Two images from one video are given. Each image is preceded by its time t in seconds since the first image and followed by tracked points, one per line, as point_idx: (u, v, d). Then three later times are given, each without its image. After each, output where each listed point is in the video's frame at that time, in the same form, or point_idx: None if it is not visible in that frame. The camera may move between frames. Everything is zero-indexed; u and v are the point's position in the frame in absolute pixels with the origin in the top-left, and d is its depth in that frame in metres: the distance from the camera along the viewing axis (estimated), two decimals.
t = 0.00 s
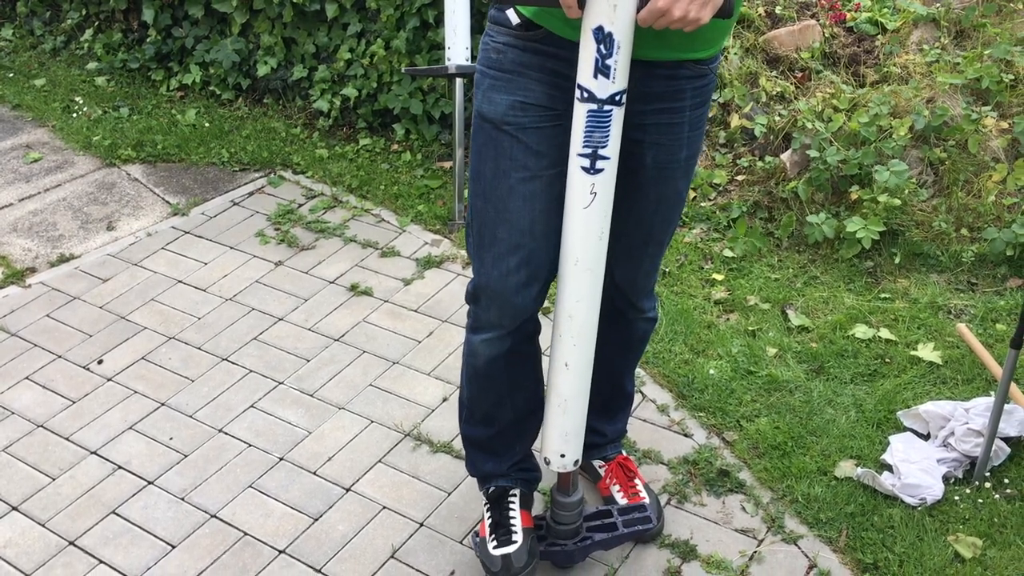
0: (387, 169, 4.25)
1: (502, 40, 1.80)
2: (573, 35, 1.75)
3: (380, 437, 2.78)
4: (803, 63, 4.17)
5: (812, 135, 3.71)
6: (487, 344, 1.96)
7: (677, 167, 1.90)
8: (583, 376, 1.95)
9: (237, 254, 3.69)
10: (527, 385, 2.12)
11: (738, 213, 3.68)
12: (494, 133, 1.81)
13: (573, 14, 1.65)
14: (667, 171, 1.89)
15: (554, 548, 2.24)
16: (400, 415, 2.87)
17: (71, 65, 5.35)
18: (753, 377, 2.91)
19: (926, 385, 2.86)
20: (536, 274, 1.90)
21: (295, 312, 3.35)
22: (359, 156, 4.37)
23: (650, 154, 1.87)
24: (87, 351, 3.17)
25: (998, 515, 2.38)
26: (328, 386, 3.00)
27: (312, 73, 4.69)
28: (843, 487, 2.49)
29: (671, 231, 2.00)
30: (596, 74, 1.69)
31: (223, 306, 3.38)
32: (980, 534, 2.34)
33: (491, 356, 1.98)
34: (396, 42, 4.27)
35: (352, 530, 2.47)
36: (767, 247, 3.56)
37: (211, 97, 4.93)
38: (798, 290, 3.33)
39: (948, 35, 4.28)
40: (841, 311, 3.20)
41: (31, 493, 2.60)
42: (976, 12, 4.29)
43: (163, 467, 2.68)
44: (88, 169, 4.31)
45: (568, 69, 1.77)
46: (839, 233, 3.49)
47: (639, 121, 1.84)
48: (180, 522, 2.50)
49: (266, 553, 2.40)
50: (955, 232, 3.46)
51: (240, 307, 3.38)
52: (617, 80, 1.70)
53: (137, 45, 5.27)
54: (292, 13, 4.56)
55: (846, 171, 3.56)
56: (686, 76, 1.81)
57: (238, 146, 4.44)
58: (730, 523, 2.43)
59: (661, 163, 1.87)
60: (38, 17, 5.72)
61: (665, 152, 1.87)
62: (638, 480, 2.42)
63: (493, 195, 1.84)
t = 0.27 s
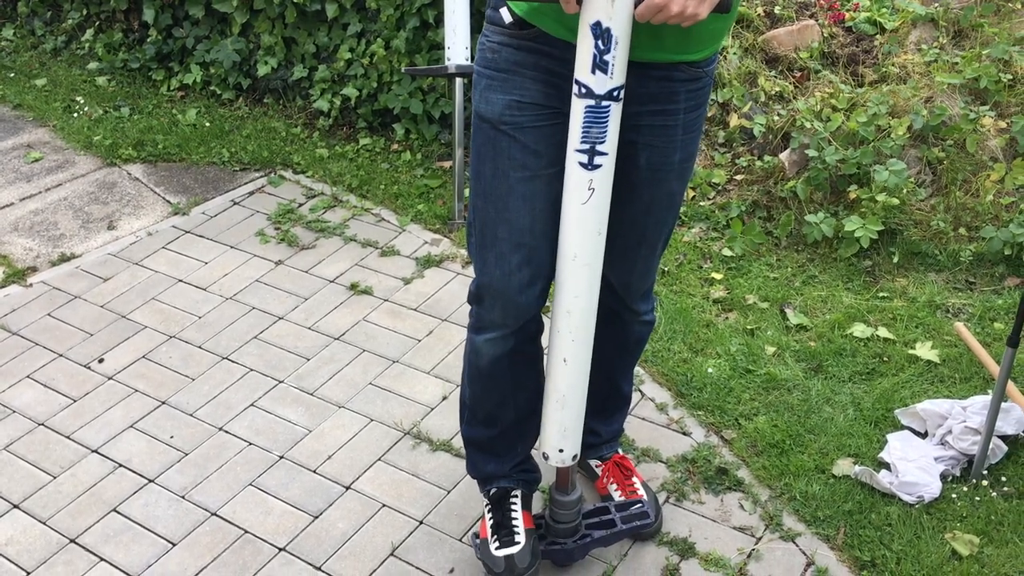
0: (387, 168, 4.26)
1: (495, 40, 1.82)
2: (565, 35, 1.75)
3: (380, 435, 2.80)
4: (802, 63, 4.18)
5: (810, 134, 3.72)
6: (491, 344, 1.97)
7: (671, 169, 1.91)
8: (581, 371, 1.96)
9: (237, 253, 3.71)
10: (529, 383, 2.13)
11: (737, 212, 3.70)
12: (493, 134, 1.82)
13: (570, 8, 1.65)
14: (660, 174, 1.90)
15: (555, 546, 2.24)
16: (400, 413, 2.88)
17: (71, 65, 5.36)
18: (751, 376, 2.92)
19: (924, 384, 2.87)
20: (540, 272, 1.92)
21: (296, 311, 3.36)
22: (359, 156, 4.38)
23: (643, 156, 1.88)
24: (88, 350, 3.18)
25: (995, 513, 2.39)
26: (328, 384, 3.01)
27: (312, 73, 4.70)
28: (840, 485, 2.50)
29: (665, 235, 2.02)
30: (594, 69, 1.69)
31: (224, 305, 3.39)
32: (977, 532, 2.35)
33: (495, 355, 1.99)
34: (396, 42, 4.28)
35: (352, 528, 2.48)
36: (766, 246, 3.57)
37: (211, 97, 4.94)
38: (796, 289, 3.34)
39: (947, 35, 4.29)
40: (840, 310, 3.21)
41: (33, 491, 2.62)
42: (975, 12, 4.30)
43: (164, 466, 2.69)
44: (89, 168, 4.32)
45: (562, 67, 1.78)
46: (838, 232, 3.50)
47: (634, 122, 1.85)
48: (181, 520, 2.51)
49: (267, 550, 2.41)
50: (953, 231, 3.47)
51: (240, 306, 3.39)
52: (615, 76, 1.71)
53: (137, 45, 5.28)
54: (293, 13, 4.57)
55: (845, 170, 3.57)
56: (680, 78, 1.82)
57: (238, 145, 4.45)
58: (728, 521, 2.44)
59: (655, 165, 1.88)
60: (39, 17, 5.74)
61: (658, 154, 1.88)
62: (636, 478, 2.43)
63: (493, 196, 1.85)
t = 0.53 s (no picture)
0: (386, 168, 4.26)
1: (494, 38, 1.82)
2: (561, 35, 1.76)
3: (379, 434, 2.80)
4: (801, 63, 4.18)
5: (809, 134, 3.72)
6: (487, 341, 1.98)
7: (666, 172, 1.91)
8: (577, 371, 1.96)
9: (236, 252, 3.71)
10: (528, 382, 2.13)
11: (735, 212, 3.70)
12: (490, 131, 1.83)
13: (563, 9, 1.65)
14: (656, 176, 1.90)
15: (552, 546, 2.25)
16: (398, 413, 2.88)
17: (71, 65, 5.36)
18: (750, 375, 2.92)
19: (922, 383, 2.88)
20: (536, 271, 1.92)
21: (295, 311, 3.36)
22: (358, 155, 4.38)
23: (638, 157, 1.88)
24: (87, 349, 3.18)
25: (993, 512, 2.40)
26: (327, 384, 3.01)
27: (311, 72, 4.70)
28: (838, 485, 2.51)
29: (662, 236, 2.01)
30: (587, 70, 1.69)
31: (223, 305, 3.40)
32: (975, 531, 2.35)
33: (492, 351, 2.00)
34: (394, 41, 4.29)
35: (351, 527, 2.48)
36: (764, 246, 3.57)
37: (210, 96, 4.94)
38: (795, 289, 3.35)
39: (945, 35, 4.30)
40: (838, 310, 3.22)
41: (31, 491, 2.62)
42: (973, 12, 4.30)
43: (163, 465, 2.70)
44: (88, 168, 4.32)
45: (558, 66, 1.79)
46: (836, 232, 3.50)
47: (630, 123, 1.85)
48: (180, 519, 2.51)
49: (265, 549, 2.42)
50: (951, 231, 3.48)
51: (239, 306, 3.39)
52: (608, 76, 1.70)
53: (136, 45, 5.28)
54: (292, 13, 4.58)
55: (843, 170, 3.57)
56: (675, 79, 1.83)
57: (238, 145, 4.45)
58: (727, 520, 2.44)
59: (649, 167, 1.88)
60: (38, 17, 5.74)
61: (653, 156, 1.88)
62: (634, 478, 2.44)
63: (489, 193, 1.86)
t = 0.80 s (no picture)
0: (385, 167, 4.26)
1: (495, 34, 1.83)
2: (560, 32, 1.76)
3: (378, 434, 2.80)
4: (800, 63, 4.18)
5: (808, 134, 3.73)
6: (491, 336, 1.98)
7: (666, 170, 1.90)
8: (580, 372, 1.96)
9: (235, 252, 3.70)
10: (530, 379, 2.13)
11: (734, 212, 3.70)
12: (492, 126, 1.83)
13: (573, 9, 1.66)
14: (655, 174, 1.90)
15: (552, 546, 2.25)
16: (397, 413, 2.88)
17: (70, 64, 5.36)
18: (748, 375, 2.92)
19: (921, 383, 2.88)
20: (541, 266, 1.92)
21: (293, 311, 3.36)
22: (357, 155, 4.38)
23: (638, 155, 1.88)
24: (85, 349, 3.18)
25: (991, 512, 2.40)
26: (326, 383, 3.01)
27: (311, 72, 4.70)
28: (837, 484, 2.51)
29: (663, 234, 2.01)
30: (595, 71, 1.70)
31: (221, 304, 3.40)
32: (973, 531, 2.35)
33: (496, 346, 1.99)
34: (393, 41, 4.29)
35: (349, 527, 2.48)
36: (763, 245, 3.57)
37: (210, 96, 4.94)
38: (794, 289, 3.35)
39: (944, 34, 4.29)
40: (837, 310, 3.22)
41: (30, 490, 2.62)
42: (972, 12, 4.31)
43: (162, 465, 2.69)
44: (88, 167, 4.32)
45: (559, 61, 1.79)
46: (835, 231, 3.50)
47: (629, 121, 1.86)
48: (179, 519, 2.51)
49: (264, 549, 2.42)
50: (950, 230, 3.48)
51: (238, 306, 3.39)
52: (615, 77, 1.71)
53: (136, 44, 5.28)
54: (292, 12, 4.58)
55: (842, 170, 3.57)
56: (674, 78, 1.83)
57: (237, 144, 4.45)
58: (725, 520, 2.44)
59: (649, 165, 1.88)
60: (37, 16, 5.74)
61: (652, 154, 1.88)
62: (633, 478, 2.44)
63: (492, 187, 1.86)
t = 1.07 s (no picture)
0: (385, 167, 4.26)
1: (506, 30, 1.84)
2: (569, 28, 1.78)
3: (377, 434, 2.80)
4: (799, 63, 4.18)
5: (808, 134, 3.73)
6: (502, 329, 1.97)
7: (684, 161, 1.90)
8: (586, 374, 1.96)
9: (234, 252, 3.71)
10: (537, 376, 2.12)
11: (734, 212, 3.70)
12: (504, 119, 1.84)
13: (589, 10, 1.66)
14: (674, 165, 1.89)
15: (553, 547, 2.25)
16: (396, 413, 2.88)
17: (70, 64, 5.36)
18: (748, 375, 2.92)
19: (921, 383, 2.88)
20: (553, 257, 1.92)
21: (293, 311, 3.36)
22: (357, 155, 4.38)
23: (655, 145, 1.88)
24: (85, 348, 3.18)
25: (991, 512, 2.40)
26: (326, 383, 3.01)
27: (310, 72, 4.70)
28: (836, 484, 2.51)
29: (682, 233, 2.00)
30: (611, 75, 1.69)
31: (221, 304, 3.40)
32: (973, 531, 2.35)
33: (505, 340, 1.99)
34: (393, 41, 4.29)
35: (349, 527, 2.48)
36: (763, 245, 3.57)
37: (209, 96, 4.94)
38: (793, 289, 3.35)
39: (944, 34, 4.29)
40: (837, 309, 3.22)
41: (30, 490, 2.62)
42: (972, 12, 4.31)
43: (161, 464, 2.70)
44: (87, 167, 4.32)
45: (570, 57, 1.80)
46: (834, 232, 3.50)
47: (643, 111, 1.86)
48: (178, 519, 2.51)
49: (264, 549, 2.42)
50: (949, 230, 3.48)
51: (238, 306, 3.39)
52: (632, 82, 1.70)
53: (135, 44, 5.29)
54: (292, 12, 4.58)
55: (841, 170, 3.57)
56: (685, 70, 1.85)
57: (237, 144, 4.46)
58: (725, 520, 2.44)
59: (667, 155, 1.88)
60: (37, 16, 5.74)
61: (670, 143, 1.88)
62: (632, 478, 2.45)
63: (504, 180, 1.86)
